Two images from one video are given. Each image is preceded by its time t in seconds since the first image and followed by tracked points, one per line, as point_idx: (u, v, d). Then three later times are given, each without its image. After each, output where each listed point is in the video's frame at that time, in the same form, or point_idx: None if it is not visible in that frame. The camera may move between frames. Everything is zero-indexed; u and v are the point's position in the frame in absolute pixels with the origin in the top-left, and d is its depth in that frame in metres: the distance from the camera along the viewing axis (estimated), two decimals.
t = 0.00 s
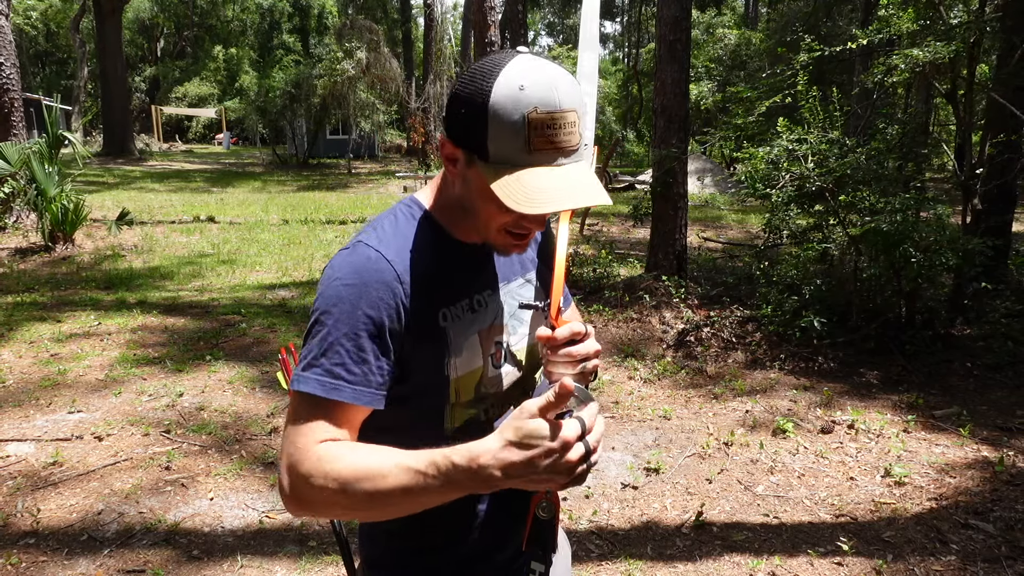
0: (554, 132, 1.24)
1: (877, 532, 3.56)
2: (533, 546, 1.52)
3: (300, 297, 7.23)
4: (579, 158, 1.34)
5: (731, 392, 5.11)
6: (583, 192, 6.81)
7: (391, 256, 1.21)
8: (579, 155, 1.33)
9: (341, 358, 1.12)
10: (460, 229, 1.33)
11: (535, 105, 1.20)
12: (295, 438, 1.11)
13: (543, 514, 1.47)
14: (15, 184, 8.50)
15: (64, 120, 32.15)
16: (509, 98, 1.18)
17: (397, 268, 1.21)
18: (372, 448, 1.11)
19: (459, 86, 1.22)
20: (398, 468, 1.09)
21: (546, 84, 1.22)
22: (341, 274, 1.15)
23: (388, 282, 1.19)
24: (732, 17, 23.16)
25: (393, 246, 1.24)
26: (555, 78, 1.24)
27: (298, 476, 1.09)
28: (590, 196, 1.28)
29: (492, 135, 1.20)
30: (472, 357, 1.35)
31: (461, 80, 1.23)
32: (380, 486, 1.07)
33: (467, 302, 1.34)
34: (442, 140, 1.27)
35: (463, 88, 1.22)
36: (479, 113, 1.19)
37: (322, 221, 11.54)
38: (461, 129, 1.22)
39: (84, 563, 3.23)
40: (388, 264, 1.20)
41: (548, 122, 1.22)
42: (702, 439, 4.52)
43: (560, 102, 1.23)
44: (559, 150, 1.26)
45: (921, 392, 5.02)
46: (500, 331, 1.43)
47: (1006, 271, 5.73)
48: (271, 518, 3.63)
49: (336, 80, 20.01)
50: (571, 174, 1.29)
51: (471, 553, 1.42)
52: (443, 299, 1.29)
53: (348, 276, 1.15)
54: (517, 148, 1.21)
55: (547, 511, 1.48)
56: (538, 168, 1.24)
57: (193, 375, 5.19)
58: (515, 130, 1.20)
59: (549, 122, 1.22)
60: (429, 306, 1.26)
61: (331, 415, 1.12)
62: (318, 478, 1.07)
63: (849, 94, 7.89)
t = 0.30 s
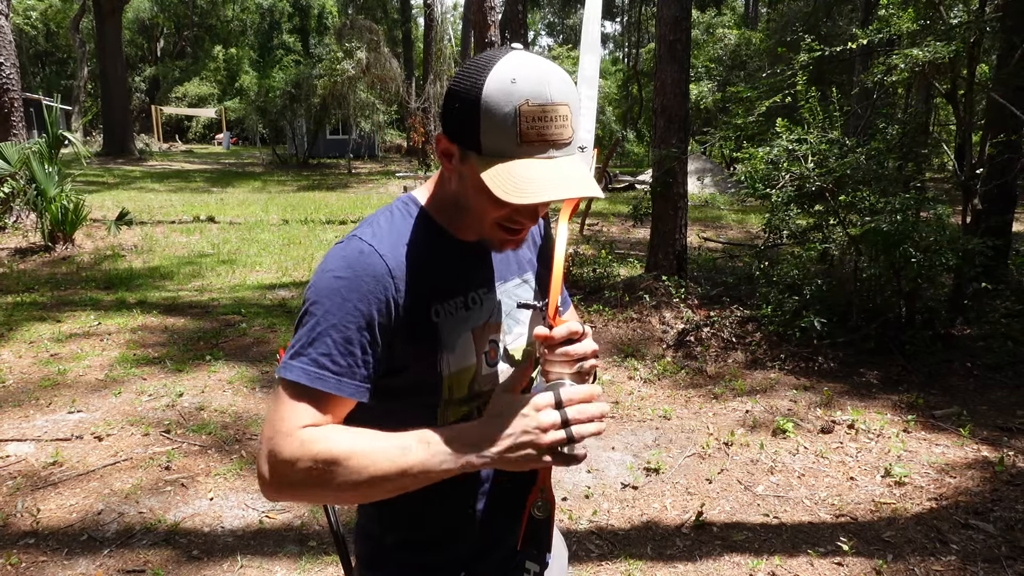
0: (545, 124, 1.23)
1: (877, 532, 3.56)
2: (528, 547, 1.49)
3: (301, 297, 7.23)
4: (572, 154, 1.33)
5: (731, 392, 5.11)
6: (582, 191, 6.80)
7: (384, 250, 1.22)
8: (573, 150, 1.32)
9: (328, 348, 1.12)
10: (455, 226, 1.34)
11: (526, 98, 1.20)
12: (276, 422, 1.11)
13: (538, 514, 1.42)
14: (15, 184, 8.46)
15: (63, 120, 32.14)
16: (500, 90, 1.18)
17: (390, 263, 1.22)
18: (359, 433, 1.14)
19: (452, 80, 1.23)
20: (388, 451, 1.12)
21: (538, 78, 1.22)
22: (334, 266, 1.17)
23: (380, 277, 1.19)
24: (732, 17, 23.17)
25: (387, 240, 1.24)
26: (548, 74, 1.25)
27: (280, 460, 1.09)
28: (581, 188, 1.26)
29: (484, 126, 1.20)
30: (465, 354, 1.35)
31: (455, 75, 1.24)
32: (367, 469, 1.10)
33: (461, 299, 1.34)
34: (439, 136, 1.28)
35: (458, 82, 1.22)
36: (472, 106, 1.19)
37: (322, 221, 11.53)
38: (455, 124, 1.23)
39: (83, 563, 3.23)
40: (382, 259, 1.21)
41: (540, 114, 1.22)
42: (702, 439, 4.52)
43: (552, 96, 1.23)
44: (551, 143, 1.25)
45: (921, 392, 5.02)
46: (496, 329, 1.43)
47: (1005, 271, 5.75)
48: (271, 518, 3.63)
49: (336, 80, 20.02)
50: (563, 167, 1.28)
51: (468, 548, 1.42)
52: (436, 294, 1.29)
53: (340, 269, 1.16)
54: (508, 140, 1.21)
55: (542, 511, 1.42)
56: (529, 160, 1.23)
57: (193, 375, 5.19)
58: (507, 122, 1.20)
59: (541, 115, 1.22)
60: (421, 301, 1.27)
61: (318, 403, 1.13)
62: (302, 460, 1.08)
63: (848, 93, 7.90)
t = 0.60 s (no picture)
0: (537, 110, 1.24)
1: (877, 532, 3.56)
2: (518, 553, 1.45)
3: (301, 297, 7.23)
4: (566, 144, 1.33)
5: (731, 392, 5.11)
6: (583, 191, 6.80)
7: (379, 227, 1.24)
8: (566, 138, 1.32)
9: (327, 321, 1.14)
10: (447, 216, 1.36)
11: (519, 84, 1.21)
12: (283, 397, 1.14)
13: (528, 520, 1.41)
14: (15, 184, 8.43)
15: (63, 120, 32.15)
16: (492, 78, 1.19)
17: (386, 239, 1.24)
18: (365, 395, 1.18)
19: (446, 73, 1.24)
20: (387, 413, 1.16)
21: (530, 67, 1.23)
22: (331, 242, 1.18)
23: (376, 252, 1.21)
24: (732, 17, 23.15)
25: (381, 220, 1.27)
26: (541, 63, 1.26)
27: (287, 429, 1.14)
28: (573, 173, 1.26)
29: (476, 112, 1.20)
30: (457, 344, 1.35)
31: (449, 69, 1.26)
32: (372, 431, 1.15)
33: (455, 287, 1.36)
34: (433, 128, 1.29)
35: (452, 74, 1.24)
36: (464, 93, 1.20)
37: (322, 221, 11.54)
38: (449, 114, 1.23)
39: (84, 563, 3.23)
40: (378, 234, 1.23)
41: (531, 101, 1.23)
42: (702, 439, 4.52)
43: (544, 83, 1.24)
44: (542, 129, 1.26)
45: (921, 392, 5.02)
46: (489, 326, 1.42)
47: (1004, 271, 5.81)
48: (271, 518, 3.63)
49: (336, 80, 20.02)
50: (556, 154, 1.27)
51: (458, 549, 1.42)
52: (431, 279, 1.32)
53: (341, 246, 1.18)
54: (500, 125, 1.21)
55: (532, 517, 1.41)
56: (520, 145, 1.23)
57: (193, 375, 5.20)
58: (498, 107, 1.20)
59: (531, 101, 1.23)
60: (416, 282, 1.29)
61: (320, 375, 1.15)
62: (315, 428, 1.13)
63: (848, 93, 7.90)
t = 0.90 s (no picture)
0: (506, 41, 1.29)
1: (877, 532, 3.56)
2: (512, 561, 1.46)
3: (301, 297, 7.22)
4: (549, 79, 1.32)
5: (731, 392, 5.11)
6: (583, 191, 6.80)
7: (391, 203, 1.24)
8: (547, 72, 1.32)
9: (333, 288, 1.14)
10: (444, 190, 1.36)
11: (484, 27, 1.30)
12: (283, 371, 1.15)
13: (524, 533, 1.42)
14: (14, 184, 8.44)
15: (63, 120, 32.14)
16: (458, 28, 1.30)
17: (397, 219, 1.24)
18: (364, 386, 1.19)
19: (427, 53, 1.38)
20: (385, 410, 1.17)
21: (496, 19, 1.33)
22: (343, 212, 1.18)
23: (385, 229, 1.21)
24: (733, 17, 23.13)
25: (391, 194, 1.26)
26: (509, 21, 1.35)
27: (284, 403, 1.14)
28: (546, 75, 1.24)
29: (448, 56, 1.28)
30: (454, 329, 1.36)
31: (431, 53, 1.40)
32: (367, 426, 1.15)
33: (457, 273, 1.36)
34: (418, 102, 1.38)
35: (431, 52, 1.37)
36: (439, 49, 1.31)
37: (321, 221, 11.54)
38: (430, 78, 1.33)
39: (83, 563, 3.23)
40: (388, 212, 1.23)
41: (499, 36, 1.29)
42: (702, 439, 4.52)
43: (509, 24, 1.31)
44: (515, 56, 1.27)
45: (921, 392, 5.02)
46: (486, 316, 1.41)
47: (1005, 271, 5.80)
48: (271, 518, 3.63)
49: (336, 80, 20.02)
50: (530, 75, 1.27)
51: (452, 551, 1.42)
52: (433, 262, 1.33)
53: (351, 216, 1.18)
54: (469, 56, 1.26)
55: (528, 530, 1.42)
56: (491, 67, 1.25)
57: (193, 375, 5.19)
58: (466, 42, 1.27)
59: (497, 34, 1.29)
60: (419, 264, 1.30)
61: (323, 349, 1.15)
62: (310, 411, 1.13)
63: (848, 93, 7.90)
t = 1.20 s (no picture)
0: (510, 67, 1.25)
1: (877, 532, 3.56)
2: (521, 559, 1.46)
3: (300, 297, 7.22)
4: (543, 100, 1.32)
5: (731, 392, 5.11)
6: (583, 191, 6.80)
7: (393, 243, 1.22)
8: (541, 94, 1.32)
9: (339, 342, 1.12)
10: (446, 211, 1.34)
11: (490, 45, 1.23)
12: (289, 424, 1.13)
13: (531, 527, 1.41)
14: (14, 184, 8.45)
15: (63, 119, 32.14)
16: (462, 42, 1.22)
17: (401, 259, 1.22)
18: (372, 423, 1.19)
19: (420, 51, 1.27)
20: (397, 449, 1.17)
21: (498, 30, 1.26)
22: (342, 260, 1.15)
23: (390, 272, 1.19)
24: (733, 17, 23.14)
25: (391, 232, 1.23)
26: (507, 28, 1.28)
27: (289, 456, 1.13)
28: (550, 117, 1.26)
29: (453, 79, 1.22)
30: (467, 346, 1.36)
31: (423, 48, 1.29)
32: (379, 466, 1.16)
33: (463, 290, 1.35)
34: (412, 108, 1.30)
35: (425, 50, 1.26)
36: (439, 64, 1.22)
37: (321, 221, 11.54)
38: (426, 90, 1.25)
39: (83, 563, 3.23)
40: (391, 253, 1.21)
41: (503, 60, 1.25)
42: (702, 439, 4.52)
43: (512, 43, 1.26)
44: (519, 86, 1.26)
45: (921, 392, 5.02)
46: (496, 323, 1.43)
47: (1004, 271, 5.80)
48: (271, 518, 3.62)
49: (336, 80, 20.02)
50: (532, 106, 1.27)
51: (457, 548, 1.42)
52: (440, 285, 1.31)
53: (352, 264, 1.15)
54: (475, 83, 1.22)
55: (535, 525, 1.42)
56: (499, 100, 1.23)
57: (193, 375, 5.19)
58: (472, 68, 1.21)
59: (502, 58, 1.24)
60: (426, 292, 1.28)
61: (330, 401, 1.13)
62: (320, 460, 1.13)
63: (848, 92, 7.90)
